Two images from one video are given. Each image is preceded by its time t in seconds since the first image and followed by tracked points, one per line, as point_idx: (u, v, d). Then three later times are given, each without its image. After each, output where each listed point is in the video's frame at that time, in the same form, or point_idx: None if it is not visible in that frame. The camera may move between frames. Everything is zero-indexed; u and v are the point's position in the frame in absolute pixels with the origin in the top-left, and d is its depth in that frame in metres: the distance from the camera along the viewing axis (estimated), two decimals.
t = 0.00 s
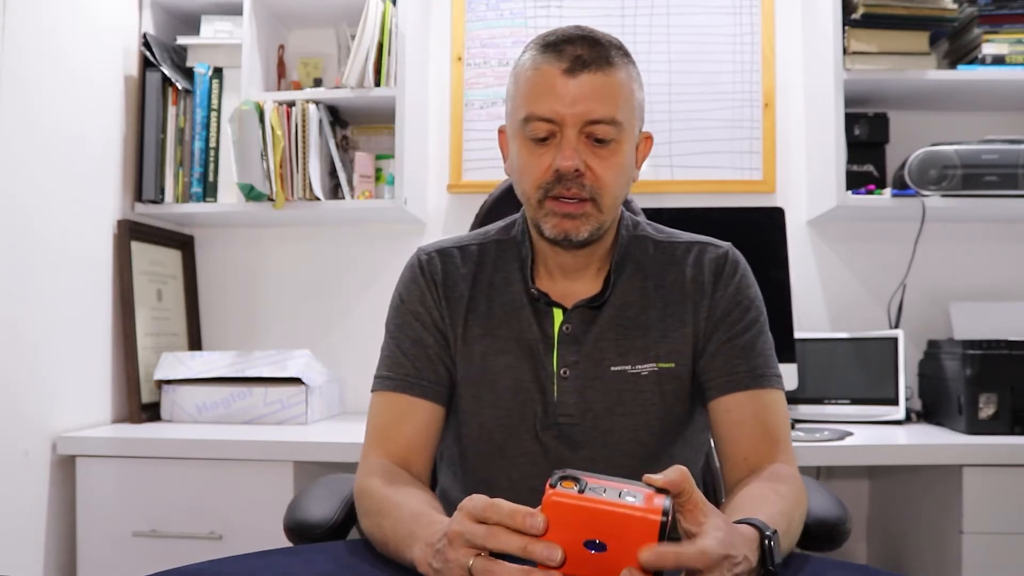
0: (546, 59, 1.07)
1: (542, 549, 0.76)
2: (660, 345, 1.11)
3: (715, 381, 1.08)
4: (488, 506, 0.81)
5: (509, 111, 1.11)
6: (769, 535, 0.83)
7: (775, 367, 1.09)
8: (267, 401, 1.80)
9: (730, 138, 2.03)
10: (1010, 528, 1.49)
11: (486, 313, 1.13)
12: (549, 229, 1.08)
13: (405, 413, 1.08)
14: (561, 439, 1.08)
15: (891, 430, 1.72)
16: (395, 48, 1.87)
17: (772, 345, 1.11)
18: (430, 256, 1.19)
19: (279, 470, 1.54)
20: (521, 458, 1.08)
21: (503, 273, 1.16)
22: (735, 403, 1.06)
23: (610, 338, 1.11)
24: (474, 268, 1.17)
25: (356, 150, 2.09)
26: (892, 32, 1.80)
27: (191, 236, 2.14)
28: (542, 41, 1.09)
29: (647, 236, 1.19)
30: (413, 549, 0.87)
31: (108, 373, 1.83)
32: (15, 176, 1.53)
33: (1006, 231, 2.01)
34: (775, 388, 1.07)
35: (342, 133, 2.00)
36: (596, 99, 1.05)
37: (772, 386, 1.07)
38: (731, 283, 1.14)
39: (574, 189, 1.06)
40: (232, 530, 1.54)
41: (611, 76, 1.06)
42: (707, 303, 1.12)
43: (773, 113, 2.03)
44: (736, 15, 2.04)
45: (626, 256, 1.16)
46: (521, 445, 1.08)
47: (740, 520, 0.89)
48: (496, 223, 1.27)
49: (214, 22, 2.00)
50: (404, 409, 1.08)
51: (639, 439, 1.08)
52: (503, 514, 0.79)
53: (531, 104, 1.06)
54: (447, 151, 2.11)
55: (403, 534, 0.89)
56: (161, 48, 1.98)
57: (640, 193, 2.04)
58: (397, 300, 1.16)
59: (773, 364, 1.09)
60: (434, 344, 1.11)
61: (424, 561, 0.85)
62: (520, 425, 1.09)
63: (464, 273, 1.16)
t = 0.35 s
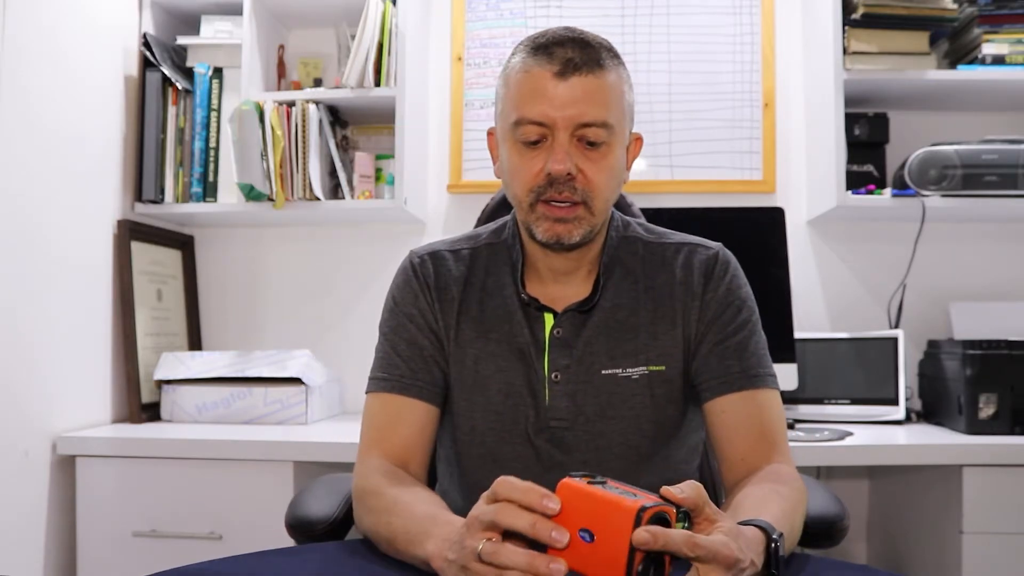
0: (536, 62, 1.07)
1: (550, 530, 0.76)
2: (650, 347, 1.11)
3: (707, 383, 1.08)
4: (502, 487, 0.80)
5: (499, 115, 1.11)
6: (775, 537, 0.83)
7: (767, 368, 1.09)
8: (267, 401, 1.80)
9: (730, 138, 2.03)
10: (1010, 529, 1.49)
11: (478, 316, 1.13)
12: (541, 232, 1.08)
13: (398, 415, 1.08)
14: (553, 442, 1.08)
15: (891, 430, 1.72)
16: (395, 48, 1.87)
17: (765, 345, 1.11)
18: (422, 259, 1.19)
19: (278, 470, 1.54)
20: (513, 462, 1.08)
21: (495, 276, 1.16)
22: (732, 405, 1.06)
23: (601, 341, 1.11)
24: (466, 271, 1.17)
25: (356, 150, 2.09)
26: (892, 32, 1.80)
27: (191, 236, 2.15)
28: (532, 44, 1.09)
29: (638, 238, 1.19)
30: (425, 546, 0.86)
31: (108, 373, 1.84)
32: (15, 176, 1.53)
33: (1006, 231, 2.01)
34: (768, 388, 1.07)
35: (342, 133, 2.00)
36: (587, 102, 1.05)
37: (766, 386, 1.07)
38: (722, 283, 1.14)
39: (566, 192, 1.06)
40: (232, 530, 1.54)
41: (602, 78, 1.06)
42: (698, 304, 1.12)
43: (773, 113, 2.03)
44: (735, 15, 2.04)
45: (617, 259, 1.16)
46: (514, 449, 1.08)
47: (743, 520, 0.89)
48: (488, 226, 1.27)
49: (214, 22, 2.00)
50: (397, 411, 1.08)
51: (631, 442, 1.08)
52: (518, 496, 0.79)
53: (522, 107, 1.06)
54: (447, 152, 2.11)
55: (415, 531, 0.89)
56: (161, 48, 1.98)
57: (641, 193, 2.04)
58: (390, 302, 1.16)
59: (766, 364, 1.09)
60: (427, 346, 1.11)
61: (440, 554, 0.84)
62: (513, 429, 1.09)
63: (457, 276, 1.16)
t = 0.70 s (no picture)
0: (538, 62, 1.07)
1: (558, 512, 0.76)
2: (651, 348, 1.11)
3: (709, 383, 1.08)
4: (516, 470, 0.80)
5: (500, 115, 1.11)
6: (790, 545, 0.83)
7: (769, 367, 1.09)
8: (267, 401, 1.80)
9: (730, 138, 2.03)
10: (1010, 528, 1.49)
11: (479, 317, 1.13)
12: (544, 233, 1.08)
13: (399, 415, 1.08)
14: (555, 443, 1.08)
15: (891, 430, 1.72)
16: (395, 48, 1.87)
17: (767, 344, 1.11)
18: (423, 259, 1.19)
19: (278, 470, 1.54)
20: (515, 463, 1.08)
21: (496, 277, 1.16)
22: (734, 405, 1.06)
23: (603, 341, 1.11)
24: (467, 272, 1.17)
25: (356, 149, 2.10)
26: (892, 32, 1.80)
27: (191, 236, 2.14)
28: (534, 43, 1.09)
29: (639, 238, 1.19)
30: (434, 545, 0.86)
31: (107, 373, 1.83)
32: (15, 176, 1.53)
33: (1006, 231, 2.01)
34: (770, 387, 1.07)
35: (342, 133, 2.00)
36: (589, 101, 1.05)
37: (767, 385, 1.07)
38: (723, 283, 1.14)
39: (569, 192, 1.06)
40: (232, 530, 1.54)
41: (604, 77, 1.06)
42: (699, 304, 1.12)
43: (773, 113, 2.03)
44: (735, 16, 2.04)
45: (618, 260, 1.16)
46: (515, 450, 1.08)
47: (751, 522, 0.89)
48: (489, 226, 1.28)
49: (214, 22, 2.00)
50: (397, 411, 1.08)
51: (632, 442, 1.08)
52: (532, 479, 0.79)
53: (524, 107, 1.06)
54: (447, 152, 2.11)
55: (425, 531, 0.89)
56: (161, 48, 1.98)
57: (641, 193, 2.04)
58: (391, 302, 1.16)
59: (767, 364, 1.09)
60: (428, 347, 1.12)
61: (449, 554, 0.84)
62: (514, 429, 1.09)
63: (458, 277, 1.16)
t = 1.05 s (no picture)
0: (547, 62, 1.07)
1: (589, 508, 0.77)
2: (653, 349, 1.11)
3: (710, 384, 1.08)
4: (551, 467, 0.82)
5: (507, 114, 1.11)
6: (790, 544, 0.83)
7: (771, 368, 1.09)
8: (267, 401, 1.80)
9: (730, 138, 2.03)
10: (1010, 528, 1.49)
11: (481, 318, 1.13)
12: (549, 232, 1.08)
13: (400, 415, 1.08)
14: (556, 444, 1.08)
15: (891, 430, 1.72)
16: (395, 48, 1.87)
17: (768, 345, 1.11)
18: (424, 259, 1.19)
19: (278, 469, 1.54)
20: (515, 464, 1.08)
21: (497, 277, 1.16)
22: (736, 406, 1.06)
23: (605, 342, 1.11)
24: (468, 272, 1.17)
25: (356, 149, 2.10)
26: (892, 32, 1.80)
27: (191, 236, 2.14)
28: (542, 43, 1.09)
29: (640, 240, 1.19)
30: (442, 541, 0.86)
31: (107, 373, 1.83)
32: (15, 176, 1.53)
33: (1007, 231, 2.01)
34: (771, 388, 1.07)
35: (342, 133, 2.00)
36: (598, 102, 1.05)
37: (769, 386, 1.07)
38: (725, 284, 1.14)
39: (576, 192, 1.06)
40: (232, 530, 1.54)
41: (613, 79, 1.06)
42: (701, 305, 1.12)
43: (773, 113, 2.03)
44: (736, 15, 2.04)
45: (619, 260, 1.16)
46: (515, 451, 1.09)
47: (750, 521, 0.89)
48: (490, 226, 1.28)
49: (214, 22, 2.00)
50: (398, 411, 1.08)
51: (633, 443, 1.08)
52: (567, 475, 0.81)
53: (532, 107, 1.06)
54: (447, 152, 2.11)
55: (433, 527, 0.89)
56: (161, 48, 1.98)
57: (641, 194, 2.04)
58: (392, 302, 1.16)
59: (769, 365, 1.09)
60: (429, 347, 1.12)
61: (458, 548, 0.85)
62: (515, 430, 1.09)
63: (459, 277, 1.16)
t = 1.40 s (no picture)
0: (550, 69, 1.07)
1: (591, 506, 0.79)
2: (651, 351, 1.11)
3: (708, 385, 1.08)
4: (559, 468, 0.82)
5: (509, 120, 1.11)
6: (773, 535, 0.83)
7: (769, 369, 1.09)
8: (267, 401, 1.80)
9: (730, 138, 2.03)
10: (1009, 528, 1.49)
11: (479, 320, 1.13)
12: (550, 239, 1.08)
13: (399, 416, 1.08)
14: (554, 444, 1.08)
15: (891, 430, 1.72)
16: (395, 48, 1.87)
17: (766, 348, 1.11)
18: (423, 261, 1.19)
19: (278, 469, 1.54)
20: (513, 464, 1.09)
21: (496, 279, 1.16)
22: (735, 407, 1.06)
23: (603, 344, 1.11)
24: (467, 275, 1.17)
25: (356, 149, 2.10)
26: (892, 32, 1.80)
27: (191, 236, 2.15)
28: (545, 50, 1.09)
29: (639, 242, 1.19)
30: (441, 540, 0.87)
31: (107, 373, 1.83)
32: (15, 176, 1.53)
33: (1007, 232, 2.01)
34: (769, 390, 1.07)
35: (342, 133, 2.00)
36: (601, 110, 1.05)
37: (767, 388, 1.07)
38: (723, 286, 1.14)
39: (578, 200, 1.07)
40: (231, 530, 1.54)
41: (616, 87, 1.06)
42: (699, 307, 1.12)
43: (773, 113, 2.03)
44: (736, 16, 2.04)
45: (618, 263, 1.16)
46: (514, 451, 1.09)
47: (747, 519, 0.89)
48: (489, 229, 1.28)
49: (214, 22, 2.00)
50: (397, 412, 1.08)
51: (631, 444, 1.08)
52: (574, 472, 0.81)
53: (535, 114, 1.06)
54: (447, 152, 2.11)
55: (433, 525, 0.89)
56: (161, 48, 1.98)
57: (641, 194, 2.04)
58: (390, 304, 1.16)
59: (767, 367, 1.09)
60: (428, 349, 1.12)
61: (458, 545, 0.85)
62: (512, 431, 1.09)
63: (458, 279, 1.16)
